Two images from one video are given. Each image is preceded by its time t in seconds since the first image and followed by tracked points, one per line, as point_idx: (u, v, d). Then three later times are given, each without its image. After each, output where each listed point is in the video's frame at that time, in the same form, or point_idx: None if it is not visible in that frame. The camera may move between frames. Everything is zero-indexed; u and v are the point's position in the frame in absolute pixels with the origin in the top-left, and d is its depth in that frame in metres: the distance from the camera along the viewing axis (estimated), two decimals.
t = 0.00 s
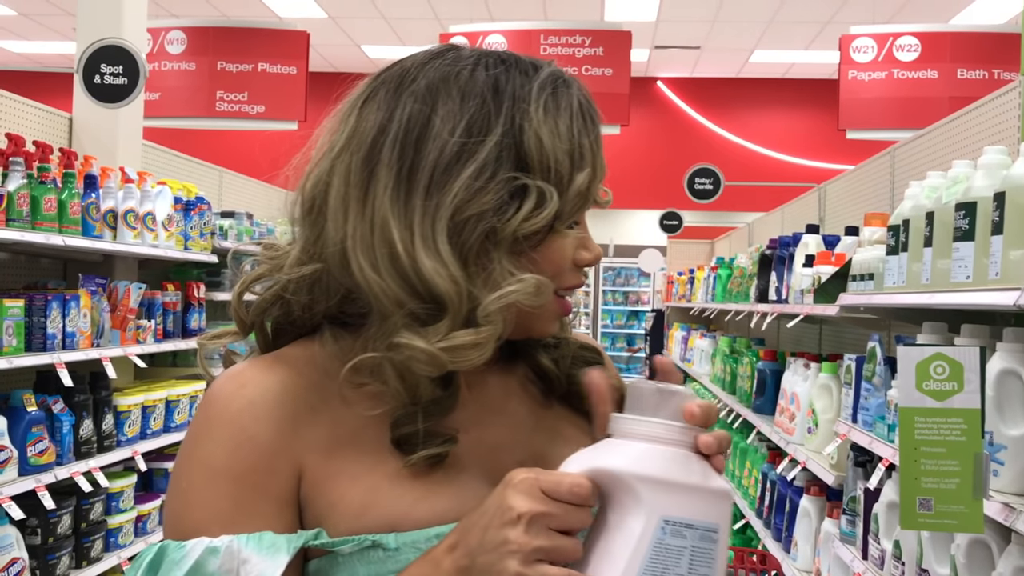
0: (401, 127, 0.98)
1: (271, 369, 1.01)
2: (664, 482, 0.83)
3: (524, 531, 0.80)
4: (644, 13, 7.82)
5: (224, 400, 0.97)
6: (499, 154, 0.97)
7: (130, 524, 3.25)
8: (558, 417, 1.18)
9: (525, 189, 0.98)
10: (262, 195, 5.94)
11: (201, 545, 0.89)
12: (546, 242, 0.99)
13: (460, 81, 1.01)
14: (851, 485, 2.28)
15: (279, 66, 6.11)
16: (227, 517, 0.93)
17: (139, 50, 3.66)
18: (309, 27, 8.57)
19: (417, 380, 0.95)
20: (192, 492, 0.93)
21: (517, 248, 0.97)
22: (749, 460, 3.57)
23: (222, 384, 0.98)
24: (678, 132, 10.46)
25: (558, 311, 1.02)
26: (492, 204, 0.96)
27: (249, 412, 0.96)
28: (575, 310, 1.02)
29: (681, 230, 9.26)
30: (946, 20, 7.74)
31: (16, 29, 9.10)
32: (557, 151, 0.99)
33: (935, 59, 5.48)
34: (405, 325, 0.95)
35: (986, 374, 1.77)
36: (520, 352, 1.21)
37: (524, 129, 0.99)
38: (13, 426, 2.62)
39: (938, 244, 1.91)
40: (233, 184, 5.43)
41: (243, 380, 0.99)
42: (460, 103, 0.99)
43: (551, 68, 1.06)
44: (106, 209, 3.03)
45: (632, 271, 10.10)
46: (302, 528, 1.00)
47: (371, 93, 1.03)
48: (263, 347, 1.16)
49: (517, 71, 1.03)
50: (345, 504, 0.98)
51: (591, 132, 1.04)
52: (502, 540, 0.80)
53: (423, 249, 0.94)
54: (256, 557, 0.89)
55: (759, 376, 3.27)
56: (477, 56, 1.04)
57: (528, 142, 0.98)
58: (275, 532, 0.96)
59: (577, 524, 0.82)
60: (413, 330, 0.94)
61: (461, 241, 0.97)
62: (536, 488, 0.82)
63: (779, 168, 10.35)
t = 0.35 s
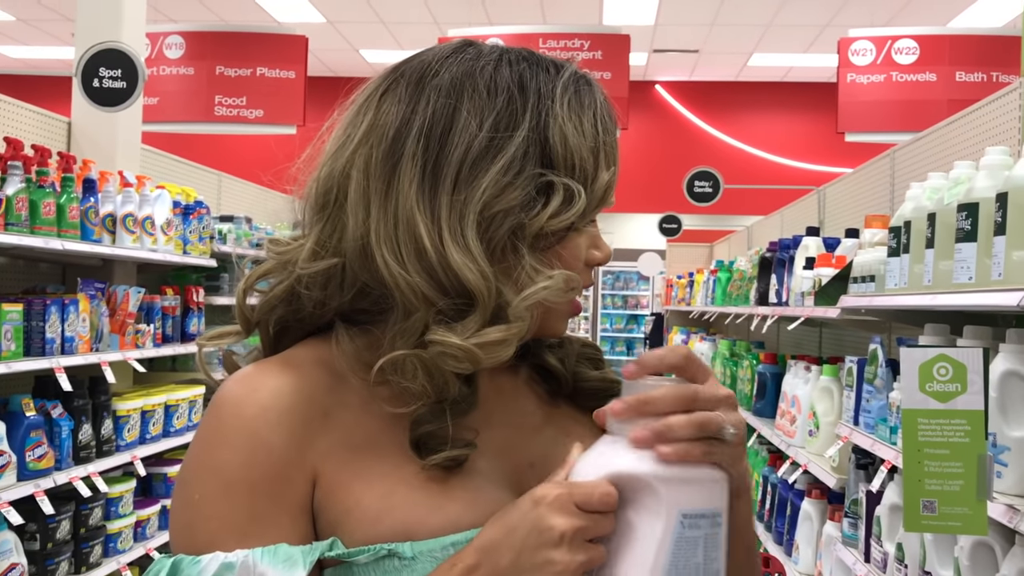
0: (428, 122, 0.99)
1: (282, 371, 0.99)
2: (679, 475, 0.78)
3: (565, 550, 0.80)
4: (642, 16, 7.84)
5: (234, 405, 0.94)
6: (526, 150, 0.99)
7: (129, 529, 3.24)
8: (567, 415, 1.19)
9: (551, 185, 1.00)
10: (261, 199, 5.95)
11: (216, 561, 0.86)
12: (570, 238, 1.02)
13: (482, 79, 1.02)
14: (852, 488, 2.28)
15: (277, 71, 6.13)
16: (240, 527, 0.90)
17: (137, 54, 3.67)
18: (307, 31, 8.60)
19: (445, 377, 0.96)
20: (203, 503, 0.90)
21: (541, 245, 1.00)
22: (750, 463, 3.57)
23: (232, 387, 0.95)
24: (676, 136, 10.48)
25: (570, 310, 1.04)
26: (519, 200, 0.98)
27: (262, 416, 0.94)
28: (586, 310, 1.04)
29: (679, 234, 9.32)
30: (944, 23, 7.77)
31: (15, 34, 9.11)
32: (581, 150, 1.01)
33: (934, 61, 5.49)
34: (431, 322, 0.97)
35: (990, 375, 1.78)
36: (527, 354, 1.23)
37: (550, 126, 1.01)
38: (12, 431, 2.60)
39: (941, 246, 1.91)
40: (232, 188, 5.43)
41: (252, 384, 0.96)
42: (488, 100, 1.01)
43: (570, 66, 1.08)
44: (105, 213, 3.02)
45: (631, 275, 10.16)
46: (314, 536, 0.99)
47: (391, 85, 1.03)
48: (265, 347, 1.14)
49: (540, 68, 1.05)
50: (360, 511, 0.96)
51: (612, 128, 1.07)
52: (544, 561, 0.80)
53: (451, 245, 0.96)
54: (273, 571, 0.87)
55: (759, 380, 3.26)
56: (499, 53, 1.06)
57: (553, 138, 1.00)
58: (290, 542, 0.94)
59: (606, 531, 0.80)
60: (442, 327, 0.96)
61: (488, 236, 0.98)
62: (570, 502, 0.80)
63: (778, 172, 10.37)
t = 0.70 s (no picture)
0: (421, 122, 0.99)
1: (273, 377, 0.96)
2: (675, 464, 0.82)
3: (566, 540, 0.80)
4: (633, 20, 7.85)
5: (223, 411, 0.91)
6: (518, 151, 1.00)
7: (120, 535, 3.22)
8: (552, 419, 1.20)
9: (543, 185, 1.00)
10: (252, 204, 5.94)
11: (208, 566, 0.83)
12: (563, 239, 1.02)
13: (474, 79, 1.03)
14: (843, 490, 2.28)
15: (268, 76, 6.13)
16: (234, 532, 0.87)
17: (127, 59, 3.65)
18: (298, 36, 8.60)
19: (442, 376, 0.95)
20: (195, 509, 0.87)
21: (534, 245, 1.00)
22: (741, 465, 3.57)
23: (221, 392, 0.92)
24: (669, 140, 10.51)
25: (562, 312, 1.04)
26: (512, 200, 0.98)
27: (254, 421, 0.91)
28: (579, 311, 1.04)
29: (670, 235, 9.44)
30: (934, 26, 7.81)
31: (4, 39, 9.09)
32: (573, 151, 1.02)
33: (923, 64, 5.52)
34: (426, 321, 0.96)
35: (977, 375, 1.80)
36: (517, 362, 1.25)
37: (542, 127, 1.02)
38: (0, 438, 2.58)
39: (929, 247, 1.92)
40: (222, 193, 5.42)
41: (242, 389, 0.93)
42: (481, 100, 1.01)
43: (560, 67, 1.09)
44: (94, 218, 3.02)
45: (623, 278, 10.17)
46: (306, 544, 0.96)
47: (382, 87, 1.03)
48: (252, 352, 1.11)
49: (530, 69, 1.06)
50: (355, 514, 0.94)
51: (602, 128, 1.07)
52: (547, 551, 0.80)
53: (446, 244, 0.96)
54: None
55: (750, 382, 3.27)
56: (490, 54, 1.06)
57: (545, 139, 1.01)
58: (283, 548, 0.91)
59: (605, 520, 0.82)
60: (440, 327, 0.95)
61: (482, 236, 0.98)
62: (569, 493, 0.81)
63: (770, 175, 10.39)
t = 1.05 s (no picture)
0: (413, 122, 0.99)
1: (268, 377, 0.95)
2: (684, 483, 0.82)
3: (553, 539, 0.79)
4: (625, 23, 7.87)
5: (219, 411, 0.89)
6: (510, 152, 1.00)
7: (109, 537, 3.20)
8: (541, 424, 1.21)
9: (534, 186, 1.01)
10: (243, 206, 5.93)
11: (206, 566, 0.82)
12: (553, 241, 1.02)
13: (467, 81, 1.03)
14: (833, 492, 2.29)
15: (260, 77, 6.13)
16: (231, 532, 0.86)
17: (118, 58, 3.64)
18: (290, 37, 8.60)
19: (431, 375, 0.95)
20: (191, 509, 0.85)
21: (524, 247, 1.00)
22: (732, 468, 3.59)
23: (216, 393, 0.90)
24: (662, 142, 10.53)
25: (554, 314, 1.04)
26: (502, 200, 0.99)
27: (251, 422, 0.89)
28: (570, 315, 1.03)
29: (662, 239, 9.38)
30: (924, 31, 7.86)
31: None
32: (564, 154, 1.03)
33: (913, 68, 5.55)
34: (417, 319, 0.96)
35: (965, 378, 1.82)
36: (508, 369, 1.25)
37: (534, 129, 1.02)
38: None
39: (918, 251, 1.93)
40: (214, 194, 5.41)
41: (238, 389, 0.91)
42: (473, 101, 1.01)
43: (553, 70, 1.09)
44: (84, 219, 3.01)
45: (615, 280, 10.19)
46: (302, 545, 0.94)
47: (376, 88, 1.03)
48: (245, 352, 1.10)
49: (523, 72, 1.06)
50: (352, 515, 0.93)
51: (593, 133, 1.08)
52: (532, 549, 0.79)
53: (437, 244, 0.96)
54: None
55: (740, 385, 3.28)
56: (483, 57, 1.07)
57: (537, 141, 1.01)
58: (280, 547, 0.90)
59: (603, 530, 0.81)
60: (430, 325, 0.94)
61: (472, 236, 0.98)
62: (564, 495, 0.81)
63: (762, 178, 10.42)
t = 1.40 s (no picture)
0: (413, 115, 0.99)
1: (257, 374, 0.93)
2: (656, 473, 0.86)
3: (566, 542, 0.81)
4: (619, 23, 7.89)
5: (206, 408, 0.87)
6: (510, 145, 0.99)
7: (100, 535, 3.18)
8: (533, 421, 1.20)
9: (533, 181, 1.00)
10: (235, 204, 5.91)
11: (191, 564, 0.81)
12: (553, 236, 1.02)
13: (467, 74, 1.02)
14: (826, 492, 2.28)
15: (253, 75, 6.12)
16: (218, 530, 0.84)
17: (110, 55, 3.67)
18: (284, 35, 8.58)
19: (429, 368, 0.94)
20: (178, 507, 0.83)
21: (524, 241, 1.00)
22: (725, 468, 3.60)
23: (203, 389, 0.88)
24: (657, 144, 10.54)
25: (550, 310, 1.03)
26: (502, 194, 0.98)
27: (239, 419, 0.87)
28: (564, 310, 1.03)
29: (655, 239, 9.42)
30: (917, 33, 7.89)
31: None
32: (564, 149, 1.02)
33: (907, 70, 5.57)
34: (416, 313, 0.95)
35: (959, 377, 1.81)
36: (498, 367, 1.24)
37: (535, 123, 1.01)
38: None
39: (913, 251, 1.93)
40: (206, 192, 5.39)
41: (225, 386, 0.89)
42: (474, 95, 1.01)
43: (553, 66, 1.09)
44: (77, 215, 2.99)
45: (608, 281, 10.19)
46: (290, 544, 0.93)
47: (374, 80, 1.02)
48: (235, 346, 1.08)
49: (522, 67, 1.05)
50: (339, 514, 0.92)
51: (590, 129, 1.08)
52: (546, 554, 0.80)
53: (438, 236, 0.95)
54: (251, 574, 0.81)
55: (734, 385, 3.28)
56: (481, 52, 1.06)
57: (537, 136, 1.01)
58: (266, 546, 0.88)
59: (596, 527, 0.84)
60: (430, 318, 0.94)
61: (472, 229, 0.97)
62: (566, 497, 0.82)
63: (756, 180, 10.45)
